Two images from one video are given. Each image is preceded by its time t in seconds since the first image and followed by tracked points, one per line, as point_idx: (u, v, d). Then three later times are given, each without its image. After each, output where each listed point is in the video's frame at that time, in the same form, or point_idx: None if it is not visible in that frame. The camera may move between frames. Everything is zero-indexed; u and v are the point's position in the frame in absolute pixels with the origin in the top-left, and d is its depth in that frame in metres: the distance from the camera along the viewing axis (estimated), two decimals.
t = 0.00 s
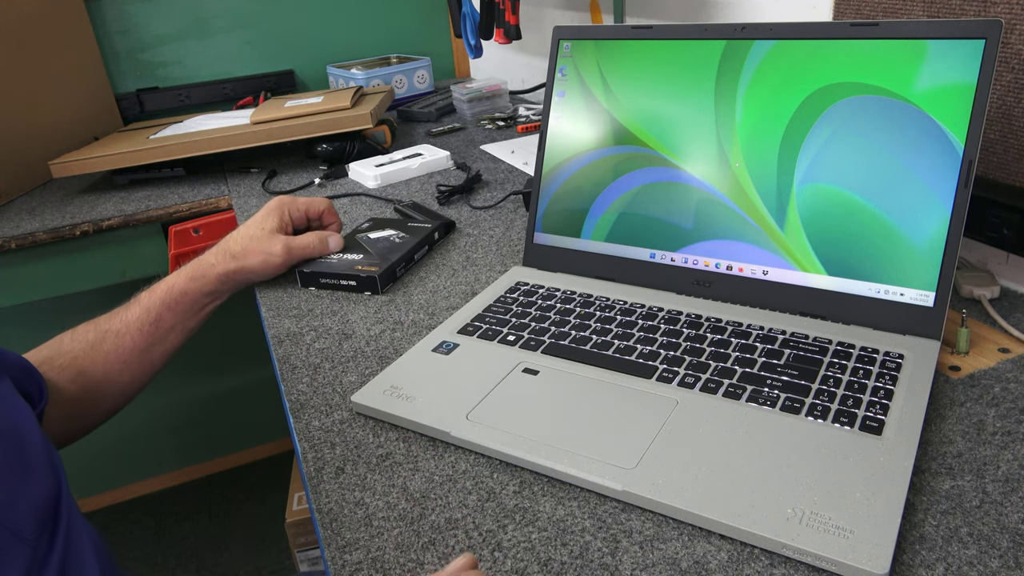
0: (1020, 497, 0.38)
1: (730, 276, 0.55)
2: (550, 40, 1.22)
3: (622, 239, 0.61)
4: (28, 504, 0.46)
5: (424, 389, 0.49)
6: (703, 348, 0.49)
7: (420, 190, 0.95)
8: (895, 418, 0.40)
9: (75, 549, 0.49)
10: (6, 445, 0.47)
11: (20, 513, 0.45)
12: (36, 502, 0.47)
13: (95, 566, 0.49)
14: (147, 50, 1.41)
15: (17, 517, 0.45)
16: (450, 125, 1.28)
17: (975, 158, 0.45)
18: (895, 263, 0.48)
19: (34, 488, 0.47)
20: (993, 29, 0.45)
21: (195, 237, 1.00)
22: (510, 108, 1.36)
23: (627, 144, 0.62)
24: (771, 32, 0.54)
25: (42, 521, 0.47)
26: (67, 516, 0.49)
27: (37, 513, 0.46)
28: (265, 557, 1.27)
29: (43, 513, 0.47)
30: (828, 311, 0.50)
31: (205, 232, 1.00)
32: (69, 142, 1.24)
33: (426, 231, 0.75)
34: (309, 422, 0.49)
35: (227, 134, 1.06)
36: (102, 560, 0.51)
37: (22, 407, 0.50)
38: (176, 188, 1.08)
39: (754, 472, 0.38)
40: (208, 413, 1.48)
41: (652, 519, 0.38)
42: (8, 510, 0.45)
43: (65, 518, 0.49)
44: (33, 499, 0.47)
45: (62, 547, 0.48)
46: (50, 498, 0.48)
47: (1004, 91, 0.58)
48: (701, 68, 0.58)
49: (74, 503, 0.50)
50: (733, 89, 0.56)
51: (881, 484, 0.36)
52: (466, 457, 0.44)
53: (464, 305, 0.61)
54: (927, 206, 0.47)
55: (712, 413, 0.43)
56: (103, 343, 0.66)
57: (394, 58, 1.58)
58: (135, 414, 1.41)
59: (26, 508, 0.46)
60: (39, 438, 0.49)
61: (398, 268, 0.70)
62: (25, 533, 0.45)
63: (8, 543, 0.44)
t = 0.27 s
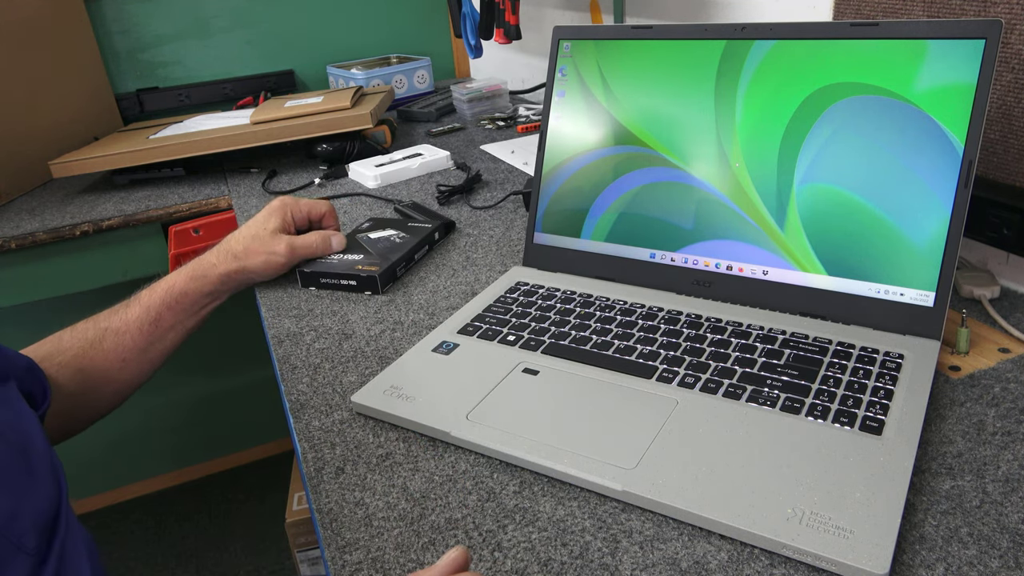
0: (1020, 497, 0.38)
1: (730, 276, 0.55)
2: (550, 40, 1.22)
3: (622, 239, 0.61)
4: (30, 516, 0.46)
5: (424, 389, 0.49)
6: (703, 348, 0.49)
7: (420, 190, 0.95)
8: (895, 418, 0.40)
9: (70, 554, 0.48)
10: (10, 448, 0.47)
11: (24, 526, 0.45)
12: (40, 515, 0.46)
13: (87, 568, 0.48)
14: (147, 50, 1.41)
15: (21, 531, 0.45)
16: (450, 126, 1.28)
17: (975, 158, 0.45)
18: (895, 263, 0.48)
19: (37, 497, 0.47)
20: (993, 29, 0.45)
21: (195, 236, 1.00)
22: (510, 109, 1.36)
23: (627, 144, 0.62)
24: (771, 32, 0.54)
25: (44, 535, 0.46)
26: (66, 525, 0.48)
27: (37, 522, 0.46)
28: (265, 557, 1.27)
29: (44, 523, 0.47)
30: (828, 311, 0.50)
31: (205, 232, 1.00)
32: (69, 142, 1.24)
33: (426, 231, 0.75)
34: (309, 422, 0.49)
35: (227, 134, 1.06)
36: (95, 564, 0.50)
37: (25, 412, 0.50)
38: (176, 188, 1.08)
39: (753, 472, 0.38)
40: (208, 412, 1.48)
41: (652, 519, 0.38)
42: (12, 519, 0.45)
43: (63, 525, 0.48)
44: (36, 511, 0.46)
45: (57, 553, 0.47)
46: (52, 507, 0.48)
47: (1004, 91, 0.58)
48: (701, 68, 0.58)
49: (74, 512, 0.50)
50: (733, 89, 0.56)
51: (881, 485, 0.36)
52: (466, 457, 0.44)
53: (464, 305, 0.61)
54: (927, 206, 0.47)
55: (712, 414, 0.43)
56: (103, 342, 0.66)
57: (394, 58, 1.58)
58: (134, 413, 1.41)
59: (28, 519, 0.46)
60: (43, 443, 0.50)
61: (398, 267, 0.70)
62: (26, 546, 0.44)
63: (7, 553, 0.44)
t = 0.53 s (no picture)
0: (1020, 497, 0.38)
1: (730, 276, 0.55)
2: (550, 40, 1.22)
3: (622, 238, 0.61)
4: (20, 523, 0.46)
5: (424, 389, 0.49)
6: (703, 348, 0.49)
7: (420, 190, 0.95)
8: (895, 418, 0.40)
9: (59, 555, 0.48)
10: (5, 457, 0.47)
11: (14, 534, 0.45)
12: (29, 525, 0.46)
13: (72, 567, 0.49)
14: (147, 50, 1.41)
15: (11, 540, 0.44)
16: (450, 126, 1.28)
17: (975, 158, 0.45)
18: (895, 263, 0.48)
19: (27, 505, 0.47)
20: (993, 29, 0.45)
21: (196, 237, 1.00)
22: (510, 109, 1.36)
23: (627, 144, 0.62)
24: (771, 32, 0.54)
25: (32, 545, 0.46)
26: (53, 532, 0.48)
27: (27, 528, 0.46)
28: (265, 557, 1.27)
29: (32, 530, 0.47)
30: (827, 311, 0.50)
31: (205, 232, 1.00)
32: (69, 142, 1.24)
33: (426, 231, 0.75)
34: (309, 422, 0.49)
35: (227, 134, 1.06)
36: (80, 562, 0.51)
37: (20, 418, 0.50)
38: (176, 188, 1.08)
39: (753, 472, 0.38)
40: (208, 412, 1.48)
41: (652, 519, 0.38)
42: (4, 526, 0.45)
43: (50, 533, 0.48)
44: (26, 519, 0.46)
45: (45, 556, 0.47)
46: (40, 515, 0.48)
47: (1004, 91, 0.58)
48: (701, 68, 0.58)
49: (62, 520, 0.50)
50: (733, 89, 0.56)
51: (881, 484, 0.36)
52: (466, 457, 0.44)
53: (464, 305, 0.61)
54: (926, 206, 0.47)
55: (712, 414, 0.43)
56: (104, 341, 0.66)
57: (394, 58, 1.58)
58: (134, 412, 1.41)
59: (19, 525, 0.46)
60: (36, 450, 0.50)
61: (398, 267, 0.70)
62: (15, 556, 0.44)
63: None
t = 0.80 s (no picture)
0: (1020, 497, 0.38)
1: (730, 276, 0.55)
2: (550, 40, 1.22)
3: (622, 239, 0.61)
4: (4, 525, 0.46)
5: (424, 389, 0.49)
6: (703, 348, 0.49)
7: (420, 190, 0.95)
8: (895, 418, 0.40)
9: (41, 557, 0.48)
10: None
11: None
12: (12, 525, 0.46)
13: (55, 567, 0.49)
14: (147, 50, 1.41)
15: None
16: (450, 126, 1.28)
17: (975, 158, 0.45)
18: (894, 263, 0.48)
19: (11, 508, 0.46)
20: (993, 29, 0.45)
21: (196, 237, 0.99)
22: (510, 108, 1.36)
23: (627, 144, 0.62)
24: (771, 32, 0.54)
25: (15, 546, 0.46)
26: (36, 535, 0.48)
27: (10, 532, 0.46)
28: (265, 557, 1.27)
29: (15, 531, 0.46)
30: (827, 311, 0.50)
31: (205, 232, 1.00)
32: (69, 142, 1.24)
33: (426, 231, 0.75)
34: (309, 422, 0.49)
35: (227, 134, 1.06)
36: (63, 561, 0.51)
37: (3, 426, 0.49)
38: (176, 188, 1.08)
39: (753, 472, 0.38)
40: (208, 412, 1.48)
41: (652, 519, 0.38)
42: None
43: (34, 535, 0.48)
44: (9, 519, 0.46)
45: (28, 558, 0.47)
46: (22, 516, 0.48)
47: (1004, 91, 0.58)
48: (701, 68, 0.58)
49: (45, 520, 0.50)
50: (733, 89, 0.56)
51: (881, 485, 0.36)
52: (466, 457, 0.44)
53: (464, 305, 0.61)
54: (926, 206, 0.47)
55: (712, 414, 0.43)
56: (102, 339, 0.65)
57: (394, 58, 1.58)
58: (133, 411, 1.41)
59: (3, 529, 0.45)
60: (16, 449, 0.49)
61: (398, 267, 0.70)
62: None
63: None
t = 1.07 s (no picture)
0: (1020, 497, 0.38)
1: (730, 276, 0.55)
2: (550, 40, 1.22)
3: (622, 239, 0.61)
4: None
5: (424, 389, 0.49)
6: (703, 348, 0.49)
7: (420, 190, 0.95)
8: (895, 418, 0.40)
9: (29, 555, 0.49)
10: None
11: None
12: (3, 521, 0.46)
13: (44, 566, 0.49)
14: (147, 50, 1.41)
15: None
16: (450, 126, 1.28)
17: (975, 158, 0.45)
18: (895, 263, 0.48)
19: None
20: (993, 29, 0.45)
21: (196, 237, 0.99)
22: (510, 109, 1.36)
23: (627, 144, 0.62)
24: (771, 32, 0.54)
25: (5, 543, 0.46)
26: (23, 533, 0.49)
27: None
28: (265, 557, 1.27)
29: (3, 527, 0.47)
30: (827, 311, 0.50)
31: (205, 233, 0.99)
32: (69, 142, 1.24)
33: (426, 231, 0.75)
34: (309, 422, 0.49)
35: (227, 134, 1.06)
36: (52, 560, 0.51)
37: None
38: (176, 188, 1.08)
39: (753, 472, 0.38)
40: (208, 412, 1.48)
41: (652, 519, 0.38)
42: None
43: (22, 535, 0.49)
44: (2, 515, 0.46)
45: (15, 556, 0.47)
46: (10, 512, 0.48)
47: (1004, 91, 0.58)
48: (701, 68, 0.58)
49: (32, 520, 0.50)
50: (733, 89, 0.56)
51: (881, 485, 0.36)
52: (466, 457, 0.44)
53: (464, 305, 0.61)
54: (926, 206, 0.47)
55: (712, 414, 0.43)
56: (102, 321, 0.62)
57: (394, 58, 1.58)
58: (132, 411, 1.41)
59: None
60: (6, 447, 0.49)
61: (398, 267, 0.70)
62: None
63: None
